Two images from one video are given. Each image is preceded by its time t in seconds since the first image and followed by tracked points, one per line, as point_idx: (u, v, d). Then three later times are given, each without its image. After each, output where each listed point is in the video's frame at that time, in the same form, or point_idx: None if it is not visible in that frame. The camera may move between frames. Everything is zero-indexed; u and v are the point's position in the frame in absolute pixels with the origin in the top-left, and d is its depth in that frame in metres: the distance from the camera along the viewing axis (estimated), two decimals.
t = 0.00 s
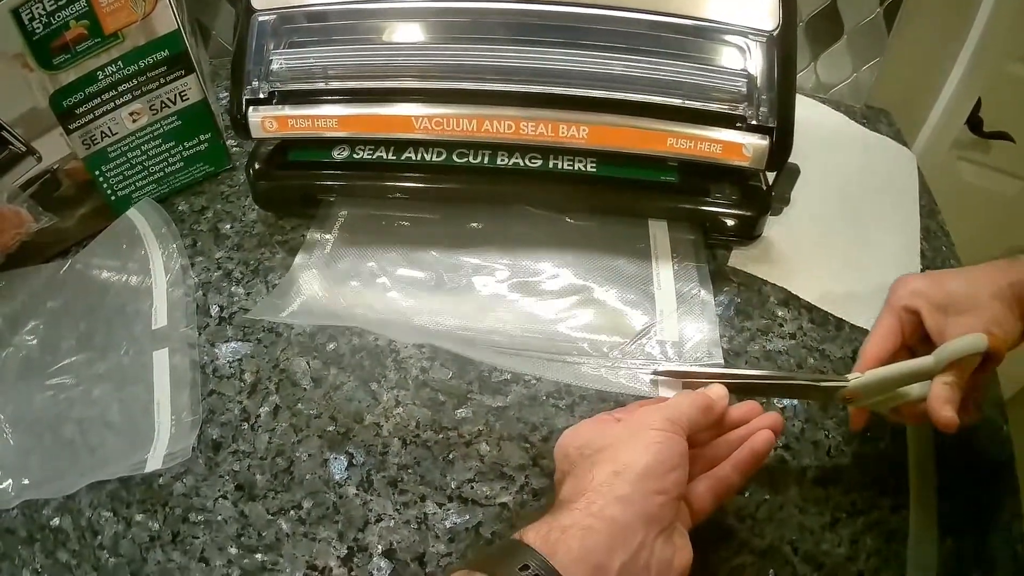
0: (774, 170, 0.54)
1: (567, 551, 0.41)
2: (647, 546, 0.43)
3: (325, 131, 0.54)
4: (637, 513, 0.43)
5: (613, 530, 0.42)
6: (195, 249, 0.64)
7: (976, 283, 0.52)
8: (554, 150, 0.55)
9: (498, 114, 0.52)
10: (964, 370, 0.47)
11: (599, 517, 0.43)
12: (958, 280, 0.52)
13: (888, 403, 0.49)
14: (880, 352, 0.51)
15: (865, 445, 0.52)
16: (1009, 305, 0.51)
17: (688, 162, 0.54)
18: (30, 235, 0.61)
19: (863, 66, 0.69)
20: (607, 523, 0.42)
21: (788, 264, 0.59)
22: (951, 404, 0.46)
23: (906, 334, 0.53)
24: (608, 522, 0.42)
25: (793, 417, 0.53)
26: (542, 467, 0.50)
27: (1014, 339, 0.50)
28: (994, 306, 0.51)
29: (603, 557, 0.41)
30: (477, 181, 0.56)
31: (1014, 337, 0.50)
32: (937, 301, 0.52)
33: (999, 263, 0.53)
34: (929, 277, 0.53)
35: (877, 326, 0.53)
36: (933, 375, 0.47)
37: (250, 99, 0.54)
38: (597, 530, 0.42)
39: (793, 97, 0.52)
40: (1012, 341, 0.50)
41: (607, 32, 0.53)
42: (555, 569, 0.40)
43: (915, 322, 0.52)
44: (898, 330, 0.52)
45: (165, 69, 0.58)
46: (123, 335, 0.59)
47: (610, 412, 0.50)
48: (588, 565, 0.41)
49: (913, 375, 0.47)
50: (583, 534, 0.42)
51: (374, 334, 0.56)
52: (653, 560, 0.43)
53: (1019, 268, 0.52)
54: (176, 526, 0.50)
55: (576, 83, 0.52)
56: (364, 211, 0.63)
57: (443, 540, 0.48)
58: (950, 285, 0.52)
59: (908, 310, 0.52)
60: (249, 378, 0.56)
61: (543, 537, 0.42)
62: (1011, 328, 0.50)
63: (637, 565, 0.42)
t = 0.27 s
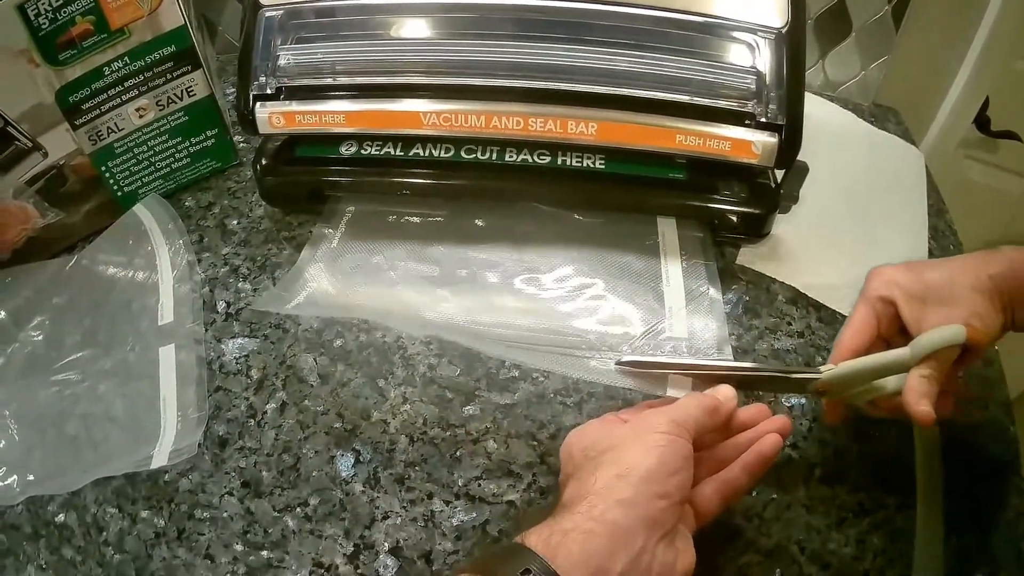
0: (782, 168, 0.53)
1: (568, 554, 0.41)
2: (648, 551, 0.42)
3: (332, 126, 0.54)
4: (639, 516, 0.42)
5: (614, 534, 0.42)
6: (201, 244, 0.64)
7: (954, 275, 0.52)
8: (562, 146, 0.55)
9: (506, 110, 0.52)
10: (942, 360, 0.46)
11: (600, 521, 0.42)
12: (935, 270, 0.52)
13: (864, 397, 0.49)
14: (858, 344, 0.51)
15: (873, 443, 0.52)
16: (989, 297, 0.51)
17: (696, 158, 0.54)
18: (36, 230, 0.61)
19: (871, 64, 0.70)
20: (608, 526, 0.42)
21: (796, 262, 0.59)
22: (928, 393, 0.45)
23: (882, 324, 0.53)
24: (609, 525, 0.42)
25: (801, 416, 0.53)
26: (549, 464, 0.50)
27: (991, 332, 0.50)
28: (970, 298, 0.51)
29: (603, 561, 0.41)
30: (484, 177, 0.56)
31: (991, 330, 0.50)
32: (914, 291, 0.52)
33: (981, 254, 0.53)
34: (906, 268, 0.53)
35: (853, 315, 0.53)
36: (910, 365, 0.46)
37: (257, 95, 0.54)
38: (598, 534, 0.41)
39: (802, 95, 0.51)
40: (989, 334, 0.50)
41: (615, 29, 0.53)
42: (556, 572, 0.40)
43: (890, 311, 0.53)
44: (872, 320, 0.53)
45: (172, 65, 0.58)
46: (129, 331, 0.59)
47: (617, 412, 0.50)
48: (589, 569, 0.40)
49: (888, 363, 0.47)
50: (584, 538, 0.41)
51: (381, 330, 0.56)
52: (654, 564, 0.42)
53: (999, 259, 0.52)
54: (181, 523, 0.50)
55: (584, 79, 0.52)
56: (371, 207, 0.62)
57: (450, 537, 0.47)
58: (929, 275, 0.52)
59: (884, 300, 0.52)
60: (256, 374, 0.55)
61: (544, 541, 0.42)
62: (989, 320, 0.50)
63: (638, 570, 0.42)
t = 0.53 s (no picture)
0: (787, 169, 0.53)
1: (565, 566, 0.41)
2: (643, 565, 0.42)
3: (336, 125, 0.54)
4: (636, 531, 0.42)
5: (610, 548, 0.41)
6: (205, 243, 0.64)
7: (934, 273, 0.52)
8: (567, 146, 0.55)
9: (511, 110, 0.52)
10: (922, 362, 0.47)
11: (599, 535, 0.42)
12: (915, 269, 0.52)
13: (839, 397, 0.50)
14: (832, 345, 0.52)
15: (877, 443, 0.52)
16: (969, 295, 0.51)
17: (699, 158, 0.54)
18: (40, 229, 0.61)
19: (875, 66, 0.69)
20: (605, 539, 0.41)
21: (799, 262, 0.59)
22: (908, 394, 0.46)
23: (859, 323, 0.53)
24: (606, 538, 0.41)
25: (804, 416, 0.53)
26: (553, 464, 0.50)
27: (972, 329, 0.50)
28: (948, 298, 0.51)
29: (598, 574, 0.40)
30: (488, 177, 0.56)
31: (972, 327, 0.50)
32: (892, 289, 0.52)
33: (962, 253, 0.53)
34: (885, 266, 0.53)
35: (828, 317, 0.53)
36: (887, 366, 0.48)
37: (262, 94, 0.54)
38: (596, 547, 0.41)
39: (807, 96, 0.51)
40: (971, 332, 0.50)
41: (620, 29, 0.53)
42: None
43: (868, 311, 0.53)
44: (849, 319, 0.53)
45: (176, 64, 0.58)
46: (132, 329, 0.59)
47: (615, 420, 0.50)
48: None
49: (864, 364, 0.48)
50: (581, 550, 0.41)
51: (385, 330, 0.56)
52: None
53: (978, 258, 0.53)
54: (184, 522, 0.50)
55: (589, 79, 0.52)
56: (376, 206, 0.62)
57: (453, 537, 0.47)
58: (907, 274, 0.52)
59: (861, 299, 0.52)
60: (260, 373, 0.55)
61: (541, 553, 0.42)
62: (970, 318, 0.50)
63: None
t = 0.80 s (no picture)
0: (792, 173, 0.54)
1: None
2: None
3: (342, 128, 0.54)
4: (635, 548, 0.41)
5: (610, 565, 0.41)
6: (210, 245, 0.64)
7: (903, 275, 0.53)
8: (572, 150, 0.55)
9: (517, 113, 0.53)
10: (890, 368, 0.47)
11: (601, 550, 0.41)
12: (885, 272, 0.54)
13: (807, 402, 0.50)
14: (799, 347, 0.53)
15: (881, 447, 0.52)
16: (940, 296, 0.50)
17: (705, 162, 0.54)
18: (45, 230, 0.61)
19: (878, 69, 0.70)
20: (606, 555, 0.41)
21: (803, 265, 0.59)
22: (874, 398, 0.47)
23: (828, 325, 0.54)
24: (607, 554, 0.41)
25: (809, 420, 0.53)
26: (558, 467, 0.50)
27: (944, 330, 0.49)
28: (919, 297, 0.51)
29: None
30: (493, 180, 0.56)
31: (944, 329, 0.49)
32: (860, 289, 0.53)
33: (934, 260, 0.54)
34: (855, 271, 0.55)
35: (798, 318, 0.55)
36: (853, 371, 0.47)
37: (268, 96, 0.54)
38: (597, 563, 0.41)
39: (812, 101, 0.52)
40: (942, 334, 0.49)
41: (625, 33, 0.53)
42: None
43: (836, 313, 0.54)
44: (818, 321, 0.54)
45: (182, 65, 0.58)
46: (136, 330, 0.59)
47: (618, 430, 0.50)
48: None
49: (830, 366, 0.48)
50: (582, 565, 0.41)
51: (390, 333, 0.56)
52: None
53: (954, 262, 0.52)
54: (189, 524, 0.50)
55: (594, 83, 0.52)
56: (382, 208, 0.62)
57: (458, 540, 0.47)
58: (876, 277, 0.53)
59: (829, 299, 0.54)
60: (265, 375, 0.55)
61: (545, 567, 0.43)
62: (941, 318, 0.49)
63: None
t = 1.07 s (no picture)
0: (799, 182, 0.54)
1: None
2: None
3: (352, 131, 0.54)
4: (639, 566, 0.41)
5: None
6: (217, 245, 0.64)
7: (882, 280, 0.53)
8: (582, 156, 0.55)
9: (527, 118, 0.53)
10: (860, 372, 0.47)
11: (605, 567, 0.42)
12: (863, 277, 0.53)
13: (785, 407, 0.50)
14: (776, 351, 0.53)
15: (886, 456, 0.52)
16: (917, 300, 0.51)
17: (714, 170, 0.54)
18: (50, 228, 0.61)
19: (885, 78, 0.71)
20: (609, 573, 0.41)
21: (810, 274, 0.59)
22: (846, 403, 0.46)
23: (805, 330, 0.54)
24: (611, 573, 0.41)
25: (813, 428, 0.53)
26: (564, 472, 0.50)
27: (920, 333, 0.50)
28: (898, 305, 0.51)
29: None
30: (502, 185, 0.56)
31: (919, 332, 0.50)
32: (836, 295, 0.53)
33: (915, 265, 0.54)
34: (832, 274, 0.54)
35: (773, 321, 0.55)
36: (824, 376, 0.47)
37: (277, 97, 0.54)
38: None
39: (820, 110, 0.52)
40: (918, 337, 0.49)
41: (634, 41, 0.53)
42: None
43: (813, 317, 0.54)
44: (794, 325, 0.54)
45: (191, 65, 0.58)
46: (142, 330, 0.59)
47: (625, 445, 0.49)
48: None
49: (802, 372, 0.48)
50: None
51: (397, 336, 0.56)
52: None
53: (935, 269, 0.53)
54: (193, 524, 0.51)
55: (604, 90, 0.52)
56: (390, 211, 0.62)
57: (463, 543, 0.48)
58: (854, 281, 0.53)
59: (805, 304, 0.54)
60: (271, 377, 0.56)
61: None
62: (916, 322, 0.50)
63: None
